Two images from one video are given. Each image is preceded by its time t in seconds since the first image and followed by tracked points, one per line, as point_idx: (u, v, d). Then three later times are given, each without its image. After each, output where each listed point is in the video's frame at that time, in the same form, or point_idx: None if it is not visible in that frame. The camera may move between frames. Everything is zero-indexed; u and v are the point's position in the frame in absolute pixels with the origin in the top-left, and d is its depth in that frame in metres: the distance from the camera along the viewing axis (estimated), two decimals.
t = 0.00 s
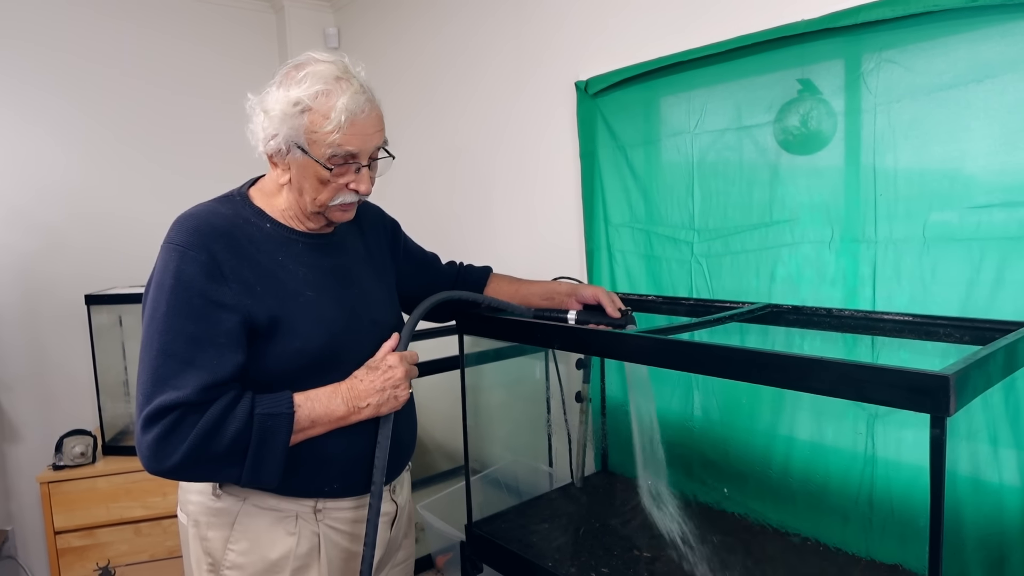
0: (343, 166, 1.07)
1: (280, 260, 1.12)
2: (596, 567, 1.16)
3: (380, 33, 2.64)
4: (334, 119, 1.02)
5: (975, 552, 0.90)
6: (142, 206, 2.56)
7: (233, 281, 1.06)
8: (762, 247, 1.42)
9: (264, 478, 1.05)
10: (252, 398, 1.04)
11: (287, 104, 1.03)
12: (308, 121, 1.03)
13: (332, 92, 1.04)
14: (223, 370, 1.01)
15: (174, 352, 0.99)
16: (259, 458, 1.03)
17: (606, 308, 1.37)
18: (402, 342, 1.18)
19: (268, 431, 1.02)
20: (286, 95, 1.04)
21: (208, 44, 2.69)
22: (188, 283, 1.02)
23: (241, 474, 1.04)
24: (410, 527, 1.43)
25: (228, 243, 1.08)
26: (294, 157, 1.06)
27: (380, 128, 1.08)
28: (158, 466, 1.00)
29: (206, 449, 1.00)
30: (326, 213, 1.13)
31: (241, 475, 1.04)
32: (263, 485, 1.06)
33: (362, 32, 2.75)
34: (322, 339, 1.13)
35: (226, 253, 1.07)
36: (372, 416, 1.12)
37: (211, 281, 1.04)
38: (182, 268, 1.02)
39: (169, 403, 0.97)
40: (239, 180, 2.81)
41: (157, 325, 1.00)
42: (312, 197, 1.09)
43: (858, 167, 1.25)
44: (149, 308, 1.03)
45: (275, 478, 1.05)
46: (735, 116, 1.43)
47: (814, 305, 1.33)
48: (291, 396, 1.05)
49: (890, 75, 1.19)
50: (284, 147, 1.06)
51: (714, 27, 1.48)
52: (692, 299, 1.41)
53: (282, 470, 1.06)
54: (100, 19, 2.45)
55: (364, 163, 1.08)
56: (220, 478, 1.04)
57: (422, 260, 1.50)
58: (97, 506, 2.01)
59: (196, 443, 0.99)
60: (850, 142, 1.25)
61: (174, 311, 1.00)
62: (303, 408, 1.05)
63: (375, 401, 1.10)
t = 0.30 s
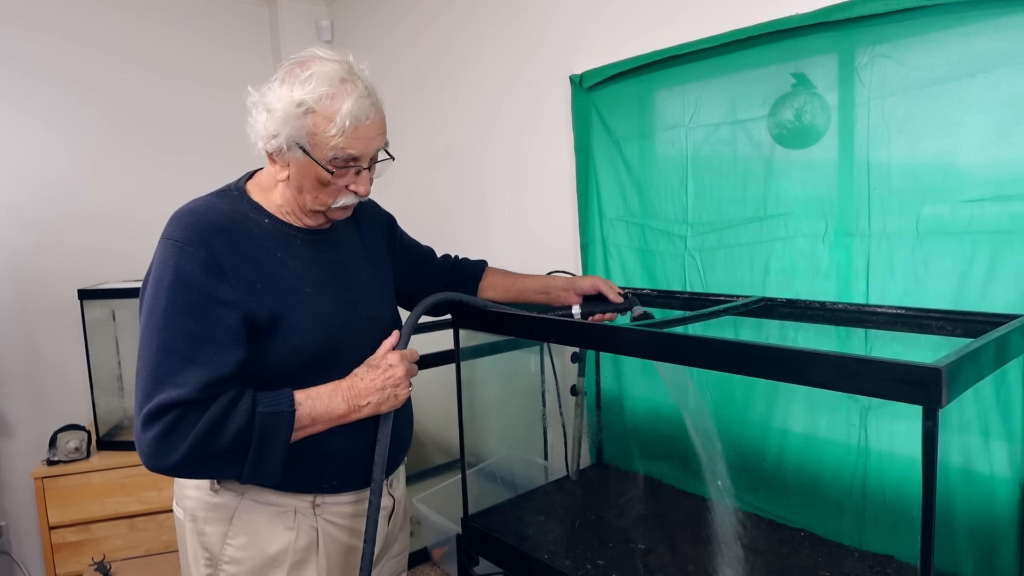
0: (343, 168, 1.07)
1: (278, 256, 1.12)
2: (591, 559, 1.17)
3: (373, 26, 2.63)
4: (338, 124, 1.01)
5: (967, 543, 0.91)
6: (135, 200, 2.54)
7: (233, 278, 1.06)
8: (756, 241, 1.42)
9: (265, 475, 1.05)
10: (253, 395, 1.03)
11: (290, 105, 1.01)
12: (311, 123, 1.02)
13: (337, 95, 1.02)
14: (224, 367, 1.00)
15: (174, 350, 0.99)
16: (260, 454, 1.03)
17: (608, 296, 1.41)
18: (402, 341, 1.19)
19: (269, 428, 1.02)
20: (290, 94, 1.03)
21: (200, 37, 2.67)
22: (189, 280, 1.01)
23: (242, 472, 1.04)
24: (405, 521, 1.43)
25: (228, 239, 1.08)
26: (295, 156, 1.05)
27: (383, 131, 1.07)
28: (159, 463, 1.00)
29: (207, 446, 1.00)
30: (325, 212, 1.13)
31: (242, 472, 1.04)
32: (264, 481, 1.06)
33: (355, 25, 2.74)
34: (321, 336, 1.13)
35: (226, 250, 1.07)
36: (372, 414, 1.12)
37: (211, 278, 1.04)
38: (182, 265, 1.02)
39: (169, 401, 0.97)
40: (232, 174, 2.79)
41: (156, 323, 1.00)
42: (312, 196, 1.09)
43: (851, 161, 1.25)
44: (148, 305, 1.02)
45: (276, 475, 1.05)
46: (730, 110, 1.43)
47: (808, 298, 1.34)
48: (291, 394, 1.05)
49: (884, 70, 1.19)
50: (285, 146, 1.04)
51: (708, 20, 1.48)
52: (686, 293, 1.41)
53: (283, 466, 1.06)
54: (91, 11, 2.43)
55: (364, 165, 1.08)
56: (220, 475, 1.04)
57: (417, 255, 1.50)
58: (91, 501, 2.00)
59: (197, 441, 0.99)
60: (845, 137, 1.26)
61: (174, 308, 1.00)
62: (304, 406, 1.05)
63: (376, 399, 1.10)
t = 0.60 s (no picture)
0: (349, 167, 1.08)
1: (280, 252, 1.12)
2: (587, 552, 1.18)
3: (368, 22, 2.62)
4: (346, 123, 1.02)
5: (956, 533, 0.92)
6: (128, 197, 2.53)
7: (235, 274, 1.06)
8: (749, 238, 1.44)
9: (265, 471, 1.05)
10: (254, 391, 1.04)
11: (298, 104, 1.02)
12: (318, 122, 1.02)
13: (345, 95, 1.03)
14: (226, 363, 1.01)
15: (176, 345, 0.99)
16: (261, 451, 1.04)
17: (597, 287, 1.42)
18: (401, 338, 1.20)
19: (270, 425, 1.03)
20: (296, 93, 1.03)
21: (193, 32, 2.66)
22: (191, 276, 1.02)
23: (242, 467, 1.05)
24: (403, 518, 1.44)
25: (230, 235, 1.08)
26: (301, 155, 1.05)
27: (388, 131, 1.08)
28: (159, 458, 1.00)
29: (209, 442, 1.01)
30: (328, 210, 1.14)
31: (242, 468, 1.04)
32: (263, 478, 1.06)
33: (350, 21, 2.73)
34: (322, 332, 1.14)
35: (228, 246, 1.07)
36: (371, 412, 1.13)
37: (214, 273, 1.04)
38: (184, 260, 1.02)
39: (171, 396, 0.97)
40: (225, 171, 2.78)
41: (157, 318, 1.00)
42: (316, 195, 1.10)
43: (843, 158, 1.27)
44: (150, 300, 1.02)
45: (275, 472, 1.06)
46: (723, 108, 1.44)
47: (800, 293, 1.35)
48: (292, 390, 1.05)
49: (875, 67, 1.21)
50: (291, 146, 1.05)
51: (702, 17, 1.48)
52: (680, 289, 1.43)
53: (283, 463, 1.07)
54: (83, 6, 2.41)
55: (370, 165, 1.09)
56: (220, 471, 1.04)
57: (413, 252, 1.50)
58: (87, 498, 2.00)
59: (199, 437, 1.00)
60: (837, 134, 1.27)
61: (176, 304, 1.00)
62: (304, 403, 1.06)
63: (375, 397, 1.11)
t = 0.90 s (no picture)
0: (345, 162, 1.08)
1: (279, 245, 1.12)
2: (579, 544, 1.21)
3: (360, 18, 2.61)
4: (344, 118, 1.02)
5: (941, 521, 0.93)
6: (118, 194, 2.52)
7: (235, 267, 1.06)
8: (739, 232, 1.45)
9: (267, 463, 1.06)
10: (256, 383, 1.05)
11: (294, 100, 1.02)
12: (315, 117, 1.02)
13: (342, 91, 1.03)
14: (227, 355, 1.01)
15: (177, 337, 0.99)
16: (263, 442, 1.05)
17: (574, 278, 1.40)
18: (397, 330, 1.22)
19: (273, 415, 1.03)
20: (293, 89, 1.03)
21: (182, 28, 2.64)
22: (191, 268, 1.02)
23: (245, 459, 1.05)
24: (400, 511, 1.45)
25: (229, 228, 1.08)
26: (297, 150, 1.05)
27: (383, 126, 1.09)
28: (162, 451, 1.00)
29: (212, 434, 1.01)
30: (322, 204, 1.15)
31: (244, 460, 1.05)
32: (266, 470, 1.07)
33: (343, 15, 2.71)
34: (321, 325, 1.14)
35: (227, 239, 1.07)
36: (370, 403, 1.14)
37: (214, 266, 1.04)
38: (184, 253, 1.02)
39: (174, 388, 0.97)
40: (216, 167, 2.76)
41: (158, 311, 1.00)
42: (311, 189, 1.10)
43: (831, 153, 1.28)
44: (149, 293, 1.02)
45: (278, 464, 1.07)
46: (713, 103, 1.45)
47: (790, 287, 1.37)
48: (294, 382, 1.06)
49: (862, 63, 1.22)
50: (287, 141, 1.05)
51: (691, 13, 1.49)
52: (671, 283, 1.44)
53: (285, 455, 1.08)
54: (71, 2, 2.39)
55: (365, 160, 1.09)
56: (223, 463, 1.04)
57: (405, 246, 1.50)
58: (80, 496, 2.00)
59: (202, 429, 1.00)
60: (825, 128, 1.28)
61: (177, 297, 1.00)
62: (306, 393, 1.06)
63: (375, 387, 1.12)
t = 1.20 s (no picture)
0: (342, 156, 1.08)
1: (275, 237, 1.12)
2: (572, 533, 1.21)
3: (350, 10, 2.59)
4: (341, 113, 1.02)
5: (927, 506, 0.95)
6: (106, 187, 2.49)
7: (233, 257, 1.06)
8: (730, 224, 1.46)
9: (268, 452, 1.06)
10: (256, 373, 1.05)
11: (292, 93, 1.01)
12: (313, 111, 1.02)
13: (340, 85, 1.03)
14: (227, 346, 1.01)
15: (177, 328, 0.98)
16: (264, 432, 1.05)
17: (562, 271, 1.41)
18: (390, 321, 1.22)
19: (274, 405, 1.03)
20: (290, 82, 1.02)
21: (169, 20, 2.61)
22: (190, 259, 1.01)
23: (245, 449, 1.05)
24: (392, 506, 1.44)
25: (226, 219, 1.08)
26: (294, 144, 1.05)
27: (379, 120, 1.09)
28: (163, 442, 1.00)
29: (214, 424, 1.01)
30: (317, 197, 1.14)
31: (245, 450, 1.05)
32: (266, 460, 1.08)
33: (332, 7, 2.69)
34: (318, 316, 1.14)
35: (225, 229, 1.07)
36: (368, 391, 1.14)
37: (212, 256, 1.03)
38: (182, 244, 1.01)
39: (174, 379, 0.97)
40: (205, 161, 2.74)
41: (156, 302, 0.99)
42: (307, 182, 1.10)
43: (821, 147, 1.29)
44: (146, 284, 1.01)
45: (278, 453, 1.07)
46: (704, 96, 1.46)
47: (780, 278, 1.38)
48: (293, 371, 1.06)
49: (851, 57, 1.23)
50: (283, 134, 1.04)
51: (682, 7, 1.49)
52: (663, 275, 1.45)
53: (285, 445, 1.08)
54: None
55: (361, 154, 1.09)
56: (224, 453, 1.04)
57: (397, 236, 1.50)
58: (70, 491, 1.98)
59: (204, 419, 1.00)
60: (815, 121, 1.30)
61: (176, 287, 0.99)
62: (305, 383, 1.06)
63: (373, 376, 1.13)
